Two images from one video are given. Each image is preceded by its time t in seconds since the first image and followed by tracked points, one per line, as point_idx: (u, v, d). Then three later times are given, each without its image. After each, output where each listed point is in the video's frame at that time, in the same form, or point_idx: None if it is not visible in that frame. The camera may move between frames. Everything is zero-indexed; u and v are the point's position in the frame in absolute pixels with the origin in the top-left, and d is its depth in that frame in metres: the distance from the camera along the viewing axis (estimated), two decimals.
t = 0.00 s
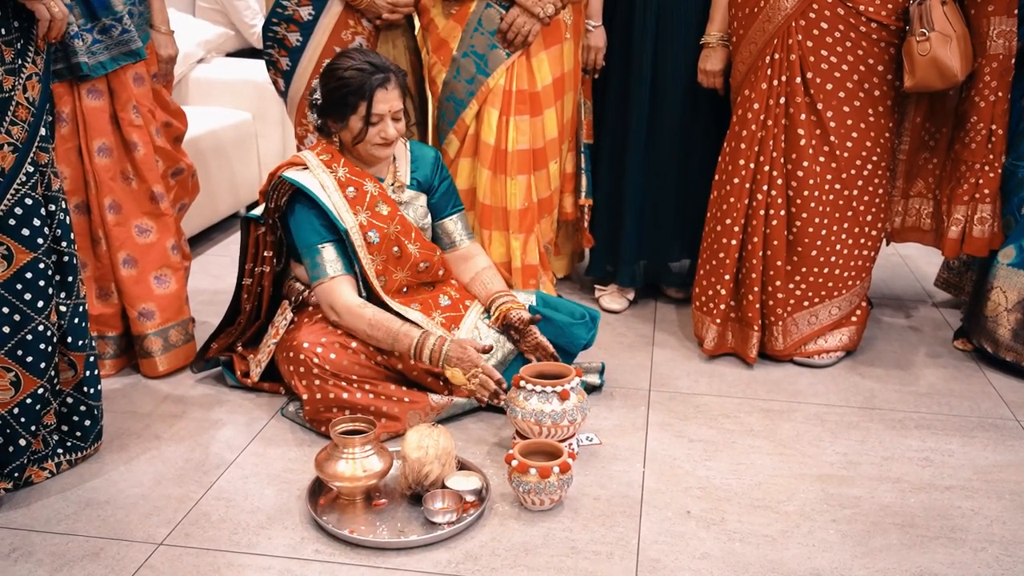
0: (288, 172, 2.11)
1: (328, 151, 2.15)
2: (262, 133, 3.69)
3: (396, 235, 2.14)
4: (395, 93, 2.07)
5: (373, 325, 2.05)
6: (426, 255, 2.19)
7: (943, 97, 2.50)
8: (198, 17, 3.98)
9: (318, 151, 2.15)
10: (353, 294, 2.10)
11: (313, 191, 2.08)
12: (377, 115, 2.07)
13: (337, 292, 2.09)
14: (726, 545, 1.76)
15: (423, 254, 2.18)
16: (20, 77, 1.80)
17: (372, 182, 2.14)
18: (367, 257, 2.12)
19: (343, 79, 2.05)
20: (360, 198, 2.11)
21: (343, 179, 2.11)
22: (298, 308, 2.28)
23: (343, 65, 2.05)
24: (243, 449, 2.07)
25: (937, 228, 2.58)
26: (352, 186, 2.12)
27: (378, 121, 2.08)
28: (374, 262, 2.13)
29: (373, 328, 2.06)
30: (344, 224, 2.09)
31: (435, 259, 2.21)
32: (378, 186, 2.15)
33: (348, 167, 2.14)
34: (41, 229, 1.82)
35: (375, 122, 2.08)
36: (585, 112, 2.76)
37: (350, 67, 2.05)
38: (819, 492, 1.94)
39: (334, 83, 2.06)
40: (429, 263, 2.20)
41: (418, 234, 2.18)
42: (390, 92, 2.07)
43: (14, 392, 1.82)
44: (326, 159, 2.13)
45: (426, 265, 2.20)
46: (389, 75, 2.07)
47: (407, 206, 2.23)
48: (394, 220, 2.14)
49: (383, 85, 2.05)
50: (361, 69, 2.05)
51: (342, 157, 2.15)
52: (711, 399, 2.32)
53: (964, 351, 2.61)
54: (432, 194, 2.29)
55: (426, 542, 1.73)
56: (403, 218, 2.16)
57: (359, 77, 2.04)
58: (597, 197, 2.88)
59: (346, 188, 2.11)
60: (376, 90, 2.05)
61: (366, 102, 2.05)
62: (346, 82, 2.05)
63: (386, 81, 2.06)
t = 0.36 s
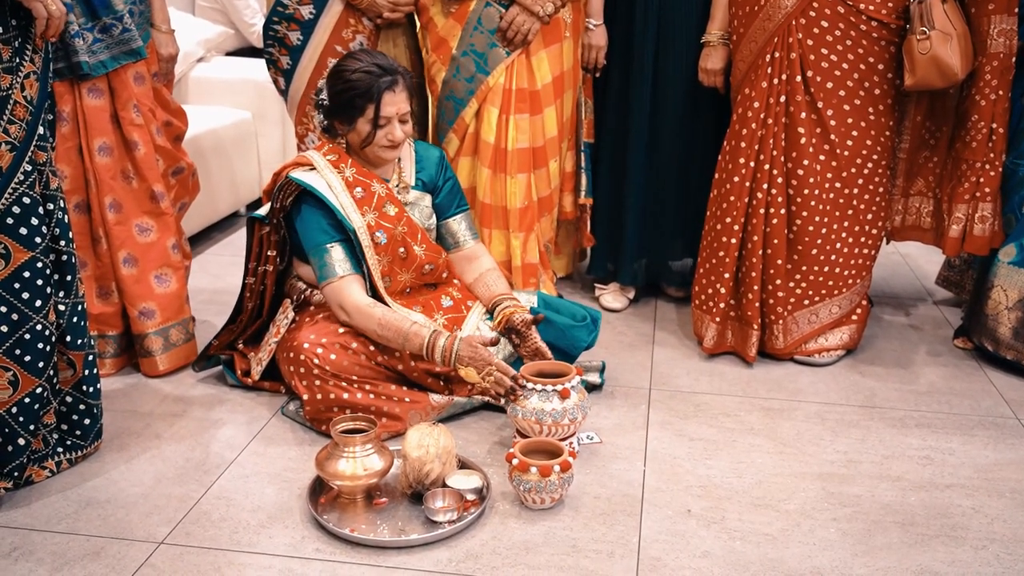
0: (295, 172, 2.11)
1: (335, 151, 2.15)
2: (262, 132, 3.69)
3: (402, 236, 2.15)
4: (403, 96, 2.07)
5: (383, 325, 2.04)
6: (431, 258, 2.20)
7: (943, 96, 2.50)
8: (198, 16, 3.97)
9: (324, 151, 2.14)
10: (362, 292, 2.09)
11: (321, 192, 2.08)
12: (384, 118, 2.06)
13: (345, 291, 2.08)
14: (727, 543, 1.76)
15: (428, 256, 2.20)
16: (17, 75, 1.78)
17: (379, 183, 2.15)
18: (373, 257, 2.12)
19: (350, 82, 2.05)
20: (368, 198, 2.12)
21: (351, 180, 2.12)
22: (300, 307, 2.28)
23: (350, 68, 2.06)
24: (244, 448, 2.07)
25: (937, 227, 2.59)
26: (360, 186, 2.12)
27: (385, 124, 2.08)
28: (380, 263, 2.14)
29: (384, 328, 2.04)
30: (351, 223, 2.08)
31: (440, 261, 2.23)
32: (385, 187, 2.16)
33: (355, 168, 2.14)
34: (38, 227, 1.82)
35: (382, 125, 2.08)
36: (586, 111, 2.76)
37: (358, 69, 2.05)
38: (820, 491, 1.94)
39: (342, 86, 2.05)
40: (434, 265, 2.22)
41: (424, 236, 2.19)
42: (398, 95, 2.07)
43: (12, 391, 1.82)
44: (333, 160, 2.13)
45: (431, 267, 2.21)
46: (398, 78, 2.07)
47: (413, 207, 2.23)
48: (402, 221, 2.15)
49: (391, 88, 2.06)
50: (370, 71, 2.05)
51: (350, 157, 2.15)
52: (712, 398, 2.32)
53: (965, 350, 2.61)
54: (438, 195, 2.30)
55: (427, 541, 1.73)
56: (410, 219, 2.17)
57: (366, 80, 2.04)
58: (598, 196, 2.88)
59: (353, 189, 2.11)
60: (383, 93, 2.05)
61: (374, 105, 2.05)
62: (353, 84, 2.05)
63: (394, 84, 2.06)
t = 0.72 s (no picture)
0: (294, 168, 2.11)
1: (334, 148, 2.15)
2: (262, 131, 3.69)
3: (401, 232, 2.15)
4: (402, 94, 2.07)
5: (378, 318, 2.03)
6: (430, 254, 2.20)
7: (943, 94, 2.50)
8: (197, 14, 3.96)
9: (323, 148, 2.14)
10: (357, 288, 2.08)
11: (319, 187, 2.08)
12: (383, 116, 2.06)
13: (341, 287, 2.07)
14: (727, 541, 1.76)
15: (427, 252, 2.20)
16: (15, 73, 1.78)
17: (378, 178, 2.15)
18: (371, 254, 2.12)
19: (348, 80, 2.04)
20: (366, 195, 2.11)
21: (349, 176, 2.11)
22: (300, 306, 2.27)
23: (349, 65, 2.05)
24: (244, 446, 2.07)
25: (938, 225, 2.59)
26: (358, 183, 2.11)
27: (384, 121, 2.08)
28: (378, 259, 2.14)
29: (379, 321, 2.04)
30: (349, 219, 2.08)
31: (439, 258, 2.23)
32: (383, 183, 2.15)
33: (354, 164, 2.13)
34: (36, 226, 1.81)
35: (381, 123, 2.08)
36: (586, 109, 2.76)
37: (357, 67, 2.04)
38: (820, 488, 1.94)
39: (341, 83, 2.05)
40: (433, 261, 2.22)
41: (423, 232, 2.19)
42: (397, 93, 2.06)
43: (10, 389, 1.82)
44: (332, 156, 2.13)
45: (429, 264, 2.21)
46: (397, 76, 2.06)
47: (413, 203, 2.23)
48: (401, 218, 2.14)
49: (390, 86, 2.05)
50: (368, 69, 2.04)
51: (349, 154, 2.15)
52: (712, 395, 2.32)
53: (964, 347, 2.61)
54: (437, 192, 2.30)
55: (427, 539, 1.73)
56: (408, 216, 2.17)
57: (365, 78, 2.03)
58: (597, 193, 2.88)
59: (352, 185, 2.11)
60: (382, 91, 2.04)
61: (373, 103, 2.05)
62: (352, 82, 2.04)
63: (392, 82, 2.05)
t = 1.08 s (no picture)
0: (288, 163, 2.11)
1: (330, 143, 2.15)
2: (263, 129, 3.69)
3: (394, 228, 2.14)
4: (397, 90, 2.07)
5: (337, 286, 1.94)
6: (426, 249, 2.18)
7: (943, 93, 2.50)
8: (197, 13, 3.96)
9: (318, 144, 2.14)
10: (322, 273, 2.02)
11: (312, 182, 2.08)
12: (378, 111, 2.07)
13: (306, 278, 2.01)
14: (728, 540, 1.76)
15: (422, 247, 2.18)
16: (13, 71, 1.77)
17: (371, 174, 2.13)
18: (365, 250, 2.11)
19: (344, 75, 2.04)
20: (359, 191, 2.10)
21: (342, 172, 2.11)
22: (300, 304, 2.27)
23: (345, 61, 2.05)
24: (244, 445, 2.07)
25: (938, 224, 2.59)
26: (351, 179, 2.11)
27: (379, 117, 2.08)
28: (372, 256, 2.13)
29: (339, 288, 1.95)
30: (342, 217, 2.08)
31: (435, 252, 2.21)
32: (376, 178, 2.14)
33: (348, 160, 2.13)
34: (35, 224, 1.81)
35: (375, 119, 2.08)
36: (587, 108, 2.75)
37: (352, 63, 2.04)
38: (820, 488, 1.94)
39: (337, 78, 2.05)
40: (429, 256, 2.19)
41: (418, 226, 2.18)
42: (392, 88, 2.06)
43: (10, 388, 1.82)
44: (327, 152, 2.13)
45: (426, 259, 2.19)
46: (392, 72, 2.07)
47: (411, 198, 2.23)
48: (393, 213, 2.13)
49: (384, 81, 2.05)
50: (363, 65, 2.05)
51: (344, 150, 2.14)
52: (712, 394, 2.32)
53: (965, 346, 2.61)
54: (435, 186, 2.30)
55: (428, 538, 1.73)
56: (402, 211, 2.15)
57: (359, 74, 2.03)
58: (598, 192, 2.88)
59: (344, 181, 2.10)
60: (377, 86, 2.04)
61: (368, 99, 2.05)
62: (347, 78, 2.04)
63: (387, 77, 2.05)
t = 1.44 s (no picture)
0: (282, 151, 2.12)
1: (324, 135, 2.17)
2: (265, 128, 3.69)
3: (388, 215, 2.14)
4: (393, 87, 2.05)
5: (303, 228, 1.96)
6: (421, 235, 2.19)
7: (945, 92, 2.49)
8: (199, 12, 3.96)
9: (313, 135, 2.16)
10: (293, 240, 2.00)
11: (304, 169, 2.08)
12: (373, 107, 2.05)
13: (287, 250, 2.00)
14: (730, 539, 1.76)
15: (418, 233, 2.19)
16: (14, 70, 1.76)
17: (364, 161, 2.13)
18: (360, 237, 2.12)
19: (340, 71, 2.04)
20: (352, 177, 2.10)
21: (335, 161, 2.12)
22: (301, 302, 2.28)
23: (342, 57, 2.05)
24: (246, 443, 2.07)
25: (939, 223, 2.59)
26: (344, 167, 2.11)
27: (375, 113, 2.06)
28: (367, 242, 2.14)
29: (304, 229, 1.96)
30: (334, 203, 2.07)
31: (431, 238, 2.22)
32: (369, 164, 2.12)
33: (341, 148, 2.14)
34: (36, 223, 1.81)
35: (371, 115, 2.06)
36: (588, 107, 2.73)
37: (349, 58, 2.04)
38: (822, 486, 1.94)
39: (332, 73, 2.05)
40: (425, 242, 2.21)
41: (412, 213, 2.18)
42: (388, 85, 2.05)
43: (11, 386, 1.81)
44: (321, 142, 2.15)
45: (421, 244, 2.20)
46: (388, 69, 2.06)
47: (407, 190, 2.24)
48: (385, 199, 2.14)
49: (381, 78, 2.04)
50: (359, 61, 2.04)
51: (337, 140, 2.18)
52: (714, 393, 2.32)
53: (967, 345, 2.61)
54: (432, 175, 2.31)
55: (430, 537, 1.73)
56: (395, 197, 2.16)
57: (355, 70, 2.03)
58: (599, 191, 2.88)
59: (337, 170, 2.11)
60: (373, 83, 2.03)
61: (364, 95, 2.04)
62: (344, 74, 2.04)
63: (384, 74, 2.04)
